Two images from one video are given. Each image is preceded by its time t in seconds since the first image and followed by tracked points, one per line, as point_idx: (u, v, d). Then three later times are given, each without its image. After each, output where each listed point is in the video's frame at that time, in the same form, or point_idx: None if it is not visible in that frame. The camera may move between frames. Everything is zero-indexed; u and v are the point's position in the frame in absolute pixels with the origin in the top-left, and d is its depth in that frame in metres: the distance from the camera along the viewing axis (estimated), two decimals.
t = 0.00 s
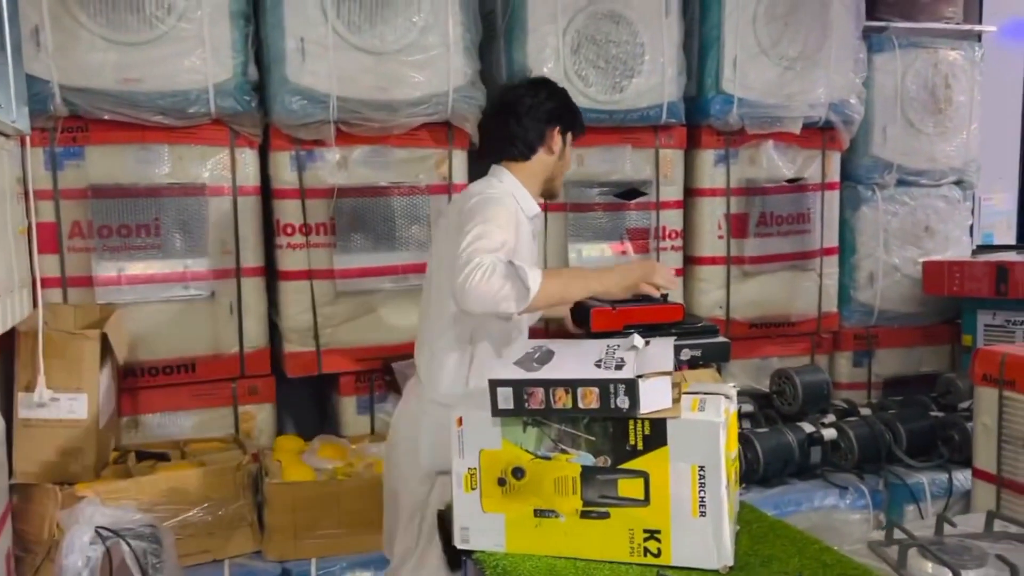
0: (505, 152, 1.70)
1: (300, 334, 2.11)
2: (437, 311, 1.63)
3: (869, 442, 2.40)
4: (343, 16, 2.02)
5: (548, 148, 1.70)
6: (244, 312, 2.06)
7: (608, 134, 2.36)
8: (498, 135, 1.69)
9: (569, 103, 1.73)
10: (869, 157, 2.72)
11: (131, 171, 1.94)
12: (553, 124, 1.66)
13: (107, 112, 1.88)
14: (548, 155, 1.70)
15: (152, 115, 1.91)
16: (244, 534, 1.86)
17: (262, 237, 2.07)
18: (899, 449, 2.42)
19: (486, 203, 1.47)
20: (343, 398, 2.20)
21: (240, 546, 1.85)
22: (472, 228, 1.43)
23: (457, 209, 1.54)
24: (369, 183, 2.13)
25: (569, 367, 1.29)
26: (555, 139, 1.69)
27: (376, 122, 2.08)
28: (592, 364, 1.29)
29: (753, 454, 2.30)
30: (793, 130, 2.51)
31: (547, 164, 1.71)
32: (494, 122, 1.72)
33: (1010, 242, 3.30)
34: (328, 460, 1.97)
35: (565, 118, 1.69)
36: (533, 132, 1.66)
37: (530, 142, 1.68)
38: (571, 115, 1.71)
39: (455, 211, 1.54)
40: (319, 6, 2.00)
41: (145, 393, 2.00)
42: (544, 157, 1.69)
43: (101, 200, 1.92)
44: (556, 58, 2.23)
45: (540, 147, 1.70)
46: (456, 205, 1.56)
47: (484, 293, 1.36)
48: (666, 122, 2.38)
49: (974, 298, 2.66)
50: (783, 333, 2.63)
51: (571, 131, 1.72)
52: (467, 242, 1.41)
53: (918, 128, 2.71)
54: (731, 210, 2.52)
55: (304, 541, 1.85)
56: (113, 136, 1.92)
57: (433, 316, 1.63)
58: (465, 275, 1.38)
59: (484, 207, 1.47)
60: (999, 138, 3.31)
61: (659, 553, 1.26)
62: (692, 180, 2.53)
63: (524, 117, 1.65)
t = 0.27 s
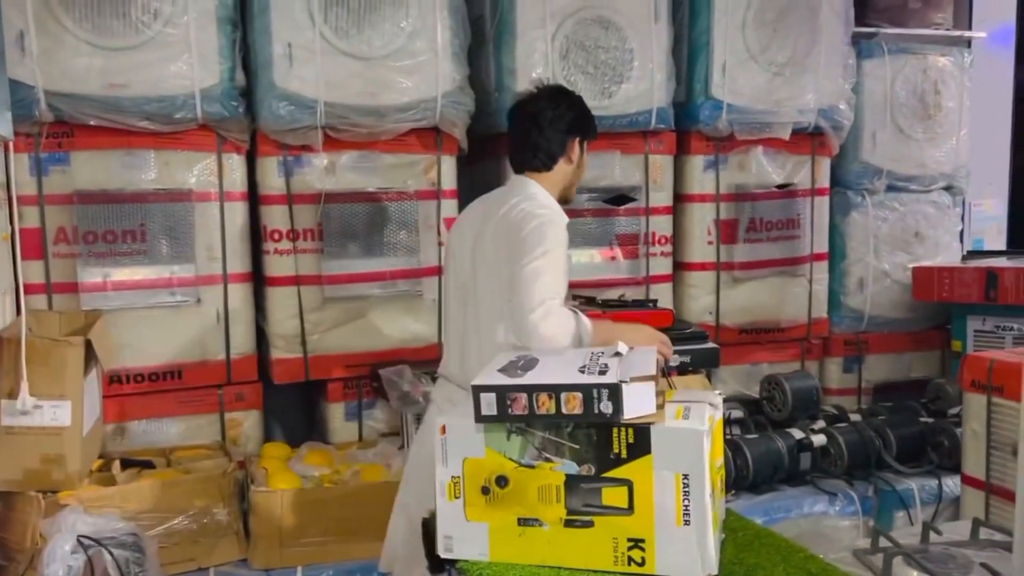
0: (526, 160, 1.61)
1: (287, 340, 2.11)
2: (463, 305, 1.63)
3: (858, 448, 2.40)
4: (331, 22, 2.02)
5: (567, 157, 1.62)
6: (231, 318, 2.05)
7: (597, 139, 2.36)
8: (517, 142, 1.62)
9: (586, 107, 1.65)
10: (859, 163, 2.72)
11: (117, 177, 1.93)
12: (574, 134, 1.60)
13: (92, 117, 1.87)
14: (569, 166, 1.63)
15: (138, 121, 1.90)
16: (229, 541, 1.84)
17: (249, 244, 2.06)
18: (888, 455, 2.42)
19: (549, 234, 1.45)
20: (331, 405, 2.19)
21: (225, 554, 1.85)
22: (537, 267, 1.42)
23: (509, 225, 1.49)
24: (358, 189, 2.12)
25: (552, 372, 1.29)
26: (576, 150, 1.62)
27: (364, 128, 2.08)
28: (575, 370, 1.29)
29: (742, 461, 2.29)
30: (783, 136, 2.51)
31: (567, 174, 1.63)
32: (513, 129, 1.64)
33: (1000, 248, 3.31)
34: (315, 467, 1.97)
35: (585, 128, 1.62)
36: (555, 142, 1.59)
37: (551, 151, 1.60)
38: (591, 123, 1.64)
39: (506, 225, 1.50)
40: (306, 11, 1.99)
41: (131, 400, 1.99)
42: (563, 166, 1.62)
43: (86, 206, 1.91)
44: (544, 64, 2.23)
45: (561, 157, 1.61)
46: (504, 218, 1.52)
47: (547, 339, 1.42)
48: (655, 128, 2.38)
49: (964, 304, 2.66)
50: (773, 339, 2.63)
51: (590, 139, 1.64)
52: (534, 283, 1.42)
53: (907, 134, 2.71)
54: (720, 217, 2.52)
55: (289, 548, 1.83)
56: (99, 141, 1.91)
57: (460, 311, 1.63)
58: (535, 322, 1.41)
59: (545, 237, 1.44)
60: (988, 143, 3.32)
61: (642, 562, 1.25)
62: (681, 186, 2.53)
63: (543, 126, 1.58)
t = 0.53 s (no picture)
0: (577, 158, 1.75)
1: (276, 344, 2.10)
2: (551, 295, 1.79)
3: (849, 451, 2.40)
4: (319, 24, 2.01)
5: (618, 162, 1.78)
6: (219, 321, 2.04)
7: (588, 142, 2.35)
8: (570, 142, 1.75)
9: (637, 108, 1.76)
10: (850, 166, 2.71)
11: (104, 179, 1.92)
12: (626, 139, 1.73)
13: (78, 119, 1.86)
14: (618, 171, 1.79)
15: (125, 123, 1.89)
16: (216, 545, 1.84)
17: (238, 247, 2.06)
18: (880, 458, 2.42)
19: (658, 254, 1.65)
20: (320, 408, 2.18)
21: (212, 559, 1.84)
22: (653, 284, 1.63)
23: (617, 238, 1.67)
24: (347, 192, 2.11)
25: (537, 377, 1.28)
26: (626, 154, 1.77)
27: (353, 130, 2.07)
28: (561, 375, 1.28)
29: (733, 464, 2.28)
30: (774, 139, 2.50)
31: (616, 175, 1.78)
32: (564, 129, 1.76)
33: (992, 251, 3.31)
34: (303, 471, 1.96)
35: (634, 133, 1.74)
36: (609, 148, 1.72)
37: (604, 157, 1.74)
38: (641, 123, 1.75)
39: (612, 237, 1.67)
40: (295, 13, 1.99)
41: (118, 404, 1.98)
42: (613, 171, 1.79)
43: (73, 208, 1.90)
44: (535, 66, 2.22)
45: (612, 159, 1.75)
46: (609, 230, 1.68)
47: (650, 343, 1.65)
48: (646, 130, 2.38)
49: (956, 307, 2.66)
50: (765, 342, 2.62)
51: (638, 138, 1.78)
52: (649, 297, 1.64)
53: (899, 137, 2.71)
54: (711, 218, 2.51)
55: (277, 553, 1.83)
56: (86, 143, 1.90)
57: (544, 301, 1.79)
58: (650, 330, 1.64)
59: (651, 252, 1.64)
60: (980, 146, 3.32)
61: (628, 567, 1.25)
62: (672, 189, 2.52)
63: (597, 134, 1.71)
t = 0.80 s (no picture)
0: (621, 158, 1.79)
1: (267, 346, 2.09)
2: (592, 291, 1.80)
3: (842, 453, 2.39)
4: (310, 24, 2.00)
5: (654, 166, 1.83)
6: (210, 323, 2.03)
7: (581, 144, 2.35)
8: (612, 141, 1.78)
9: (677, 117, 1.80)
10: (844, 167, 2.71)
11: (93, 180, 1.91)
12: (666, 144, 1.77)
13: (67, 119, 1.85)
14: (652, 174, 1.83)
15: (114, 123, 1.88)
16: (205, 549, 1.83)
17: (228, 248, 2.05)
18: (873, 461, 2.41)
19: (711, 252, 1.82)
20: (311, 410, 2.17)
21: (202, 562, 1.83)
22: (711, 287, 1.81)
23: (683, 237, 1.76)
24: (338, 193, 2.10)
25: (524, 380, 1.27)
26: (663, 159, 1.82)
27: (344, 131, 2.06)
28: (548, 378, 1.27)
29: (726, 466, 2.27)
30: (767, 141, 2.50)
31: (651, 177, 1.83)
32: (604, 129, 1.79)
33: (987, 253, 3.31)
34: (293, 473, 1.95)
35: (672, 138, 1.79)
36: (650, 149, 1.76)
37: (645, 158, 1.78)
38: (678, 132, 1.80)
39: (680, 236, 1.76)
40: (285, 14, 1.98)
41: (107, 406, 1.97)
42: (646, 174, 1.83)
43: (62, 209, 1.89)
44: (527, 67, 2.21)
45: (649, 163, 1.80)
46: (674, 228, 1.77)
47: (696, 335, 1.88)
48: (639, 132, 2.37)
49: (950, 309, 2.66)
50: (758, 344, 2.62)
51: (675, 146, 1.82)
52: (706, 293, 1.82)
53: (893, 139, 2.71)
54: (706, 220, 2.49)
55: (266, 556, 1.82)
56: (75, 144, 1.89)
57: (592, 296, 1.80)
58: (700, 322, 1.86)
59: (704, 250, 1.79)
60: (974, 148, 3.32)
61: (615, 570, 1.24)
62: (665, 190, 2.50)
63: (641, 134, 1.75)
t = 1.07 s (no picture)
0: (632, 159, 1.77)
1: (258, 346, 2.08)
2: (619, 287, 1.77)
3: (836, 455, 2.38)
4: (302, 24, 2.00)
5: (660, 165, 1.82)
6: (201, 324, 2.03)
7: (575, 144, 2.34)
8: (622, 142, 1.76)
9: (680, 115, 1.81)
10: (839, 168, 2.70)
11: (83, 180, 1.91)
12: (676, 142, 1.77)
13: (57, 119, 1.85)
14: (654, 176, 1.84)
15: (104, 123, 1.88)
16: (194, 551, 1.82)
17: (219, 248, 2.04)
18: (867, 462, 2.41)
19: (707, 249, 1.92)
20: (303, 411, 2.16)
21: (191, 564, 1.82)
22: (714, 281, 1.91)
23: (697, 236, 1.83)
24: (330, 193, 2.10)
25: (511, 382, 1.26)
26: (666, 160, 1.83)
27: (336, 131, 2.05)
28: (536, 380, 1.26)
29: (720, 468, 2.27)
30: (761, 141, 2.49)
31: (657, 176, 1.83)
32: (614, 130, 1.76)
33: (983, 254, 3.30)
34: (284, 475, 1.94)
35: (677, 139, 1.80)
36: (660, 152, 1.77)
37: (655, 161, 1.78)
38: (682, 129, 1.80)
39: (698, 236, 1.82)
40: (276, 13, 1.97)
41: (98, 407, 1.97)
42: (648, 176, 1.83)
43: (52, 209, 1.89)
44: (520, 67, 2.21)
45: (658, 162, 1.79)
46: (689, 227, 1.82)
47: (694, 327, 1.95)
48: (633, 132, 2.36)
49: (945, 310, 2.65)
50: (753, 345, 2.61)
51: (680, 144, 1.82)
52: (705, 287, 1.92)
53: (888, 139, 2.70)
54: (699, 220, 2.49)
55: (256, 558, 1.81)
56: (65, 144, 1.89)
57: (617, 296, 1.77)
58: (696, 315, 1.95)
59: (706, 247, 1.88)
60: (970, 149, 3.31)
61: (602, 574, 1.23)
62: (659, 191, 2.50)
63: (654, 139, 1.74)
